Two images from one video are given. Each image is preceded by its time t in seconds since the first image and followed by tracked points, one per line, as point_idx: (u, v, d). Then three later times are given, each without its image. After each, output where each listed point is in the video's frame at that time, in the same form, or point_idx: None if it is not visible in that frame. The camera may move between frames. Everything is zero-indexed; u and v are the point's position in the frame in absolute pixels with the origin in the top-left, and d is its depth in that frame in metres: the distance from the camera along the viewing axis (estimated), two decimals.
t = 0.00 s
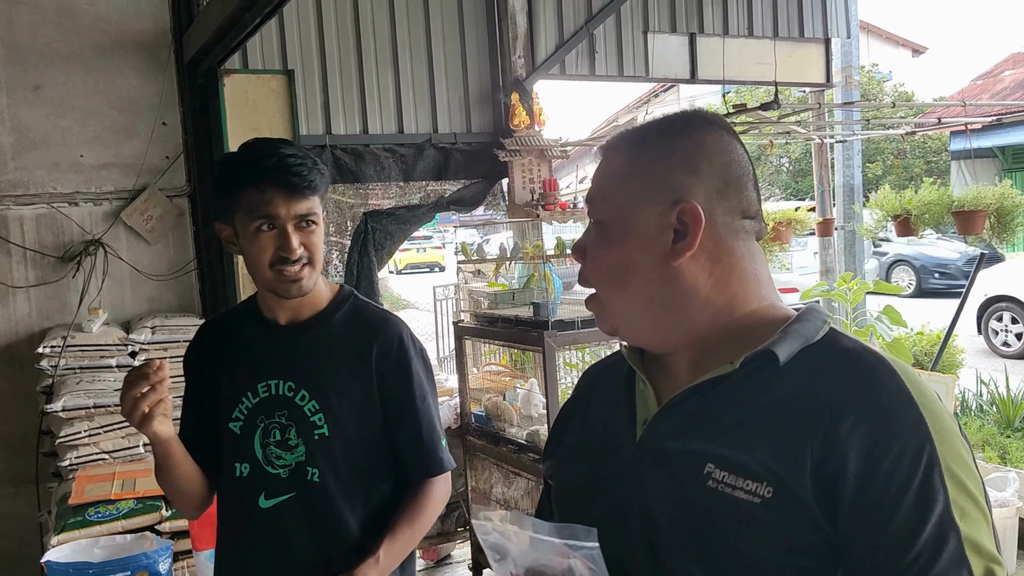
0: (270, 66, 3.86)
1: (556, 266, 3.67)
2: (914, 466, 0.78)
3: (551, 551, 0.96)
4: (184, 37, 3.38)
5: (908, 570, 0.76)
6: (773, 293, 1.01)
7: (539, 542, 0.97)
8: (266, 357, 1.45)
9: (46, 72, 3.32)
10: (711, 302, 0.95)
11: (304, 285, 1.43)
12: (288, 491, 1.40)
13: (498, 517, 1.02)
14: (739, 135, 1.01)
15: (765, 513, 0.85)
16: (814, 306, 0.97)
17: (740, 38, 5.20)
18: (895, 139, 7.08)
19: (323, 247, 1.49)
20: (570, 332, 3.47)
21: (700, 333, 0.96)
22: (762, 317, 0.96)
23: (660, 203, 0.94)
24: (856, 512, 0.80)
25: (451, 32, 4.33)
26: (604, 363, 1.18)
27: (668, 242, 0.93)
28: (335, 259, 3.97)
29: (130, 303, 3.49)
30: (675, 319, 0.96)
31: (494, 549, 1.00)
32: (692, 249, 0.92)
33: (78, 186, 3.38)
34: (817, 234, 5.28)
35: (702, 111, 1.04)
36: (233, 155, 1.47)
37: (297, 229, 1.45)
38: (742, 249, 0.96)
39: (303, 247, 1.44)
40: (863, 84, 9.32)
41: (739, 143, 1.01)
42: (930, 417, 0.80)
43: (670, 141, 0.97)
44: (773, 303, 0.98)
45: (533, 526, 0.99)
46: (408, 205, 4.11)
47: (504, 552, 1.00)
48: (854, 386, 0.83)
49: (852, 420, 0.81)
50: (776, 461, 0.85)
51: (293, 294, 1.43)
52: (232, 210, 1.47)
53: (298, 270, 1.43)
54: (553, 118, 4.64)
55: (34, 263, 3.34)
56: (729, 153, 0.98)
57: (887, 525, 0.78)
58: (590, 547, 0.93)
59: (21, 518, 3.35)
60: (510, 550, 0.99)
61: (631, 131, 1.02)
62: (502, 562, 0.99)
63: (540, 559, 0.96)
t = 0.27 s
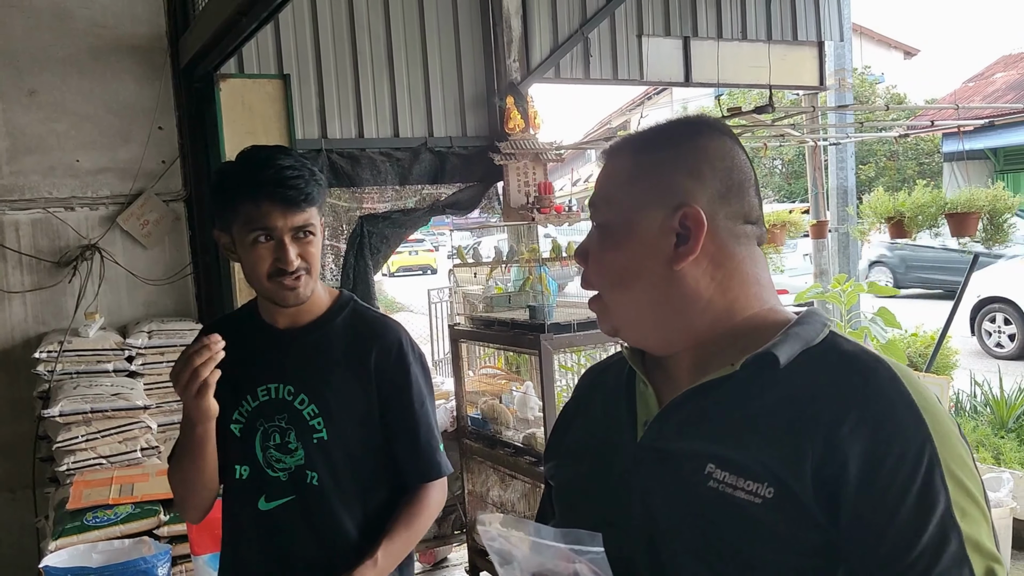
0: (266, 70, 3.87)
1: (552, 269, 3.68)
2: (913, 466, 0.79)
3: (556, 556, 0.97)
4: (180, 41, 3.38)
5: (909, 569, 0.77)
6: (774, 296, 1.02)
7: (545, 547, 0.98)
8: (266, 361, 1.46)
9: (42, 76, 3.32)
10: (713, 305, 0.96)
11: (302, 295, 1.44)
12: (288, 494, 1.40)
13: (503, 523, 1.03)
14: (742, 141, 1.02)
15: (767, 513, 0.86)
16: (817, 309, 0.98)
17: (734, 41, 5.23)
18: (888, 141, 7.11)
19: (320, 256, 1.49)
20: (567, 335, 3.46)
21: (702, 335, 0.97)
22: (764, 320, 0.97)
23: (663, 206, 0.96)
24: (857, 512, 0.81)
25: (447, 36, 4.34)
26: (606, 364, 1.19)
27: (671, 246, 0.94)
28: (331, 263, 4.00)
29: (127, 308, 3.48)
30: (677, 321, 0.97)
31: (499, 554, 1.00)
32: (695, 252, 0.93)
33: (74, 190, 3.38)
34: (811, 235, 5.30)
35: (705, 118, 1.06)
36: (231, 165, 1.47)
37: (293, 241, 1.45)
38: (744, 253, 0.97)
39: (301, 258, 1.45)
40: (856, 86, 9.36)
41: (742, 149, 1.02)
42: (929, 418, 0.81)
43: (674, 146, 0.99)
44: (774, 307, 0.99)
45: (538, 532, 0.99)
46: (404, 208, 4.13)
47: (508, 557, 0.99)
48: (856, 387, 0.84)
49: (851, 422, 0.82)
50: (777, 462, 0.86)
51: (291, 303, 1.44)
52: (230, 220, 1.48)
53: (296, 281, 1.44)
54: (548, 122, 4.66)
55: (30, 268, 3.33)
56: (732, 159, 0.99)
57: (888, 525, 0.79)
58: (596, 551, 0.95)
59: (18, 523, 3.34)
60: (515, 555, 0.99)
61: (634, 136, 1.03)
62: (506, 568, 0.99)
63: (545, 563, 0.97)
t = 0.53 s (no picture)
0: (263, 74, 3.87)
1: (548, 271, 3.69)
2: (918, 466, 0.80)
3: (570, 558, 0.97)
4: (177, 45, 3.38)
5: (915, 568, 0.78)
6: (775, 299, 1.03)
7: (558, 549, 0.98)
8: (270, 363, 1.46)
9: (39, 80, 3.31)
10: (716, 307, 0.97)
11: (307, 294, 1.44)
12: (290, 497, 1.41)
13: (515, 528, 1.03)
14: (743, 145, 1.03)
15: (772, 514, 0.86)
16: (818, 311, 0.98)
17: (729, 44, 5.25)
18: (883, 144, 7.14)
19: (323, 258, 1.50)
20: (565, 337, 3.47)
21: (704, 337, 0.98)
22: (766, 322, 0.98)
23: (665, 209, 0.96)
24: (863, 512, 0.81)
25: (443, 39, 4.34)
26: (608, 365, 1.20)
27: (674, 248, 0.95)
28: (328, 266, 4.00)
29: (124, 311, 3.48)
30: (679, 324, 0.98)
31: (510, 557, 0.99)
32: (698, 255, 0.94)
33: (71, 194, 3.37)
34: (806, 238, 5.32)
35: (706, 122, 1.07)
36: (232, 169, 1.48)
37: (298, 242, 1.46)
38: (746, 256, 0.98)
39: (305, 258, 1.45)
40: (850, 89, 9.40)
41: (742, 153, 1.03)
42: (934, 419, 0.82)
43: (675, 150, 1.00)
44: (775, 309, 1.00)
45: (551, 535, 1.00)
46: (401, 211, 4.14)
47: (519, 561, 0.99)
48: (860, 389, 0.84)
49: (856, 423, 0.83)
50: (782, 463, 0.86)
51: (297, 303, 1.44)
52: (233, 223, 1.49)
53: (300, 281, 1.43)
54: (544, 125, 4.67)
55: (27, 271, 3.33)
56: (733, 163, 1.00)
57: (895, 525, 0.79)
58: (609, 554, 0.96)
59: (14, 528, 3.33)
60: (527, 557, 0.98)
61: (636, 140, 1.04)
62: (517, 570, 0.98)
63: (557, 566, 0.97)
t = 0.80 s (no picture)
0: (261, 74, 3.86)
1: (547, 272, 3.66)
2: (926, 463, 0.80)
3: (583, 557, 0.96)
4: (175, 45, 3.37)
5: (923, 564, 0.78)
6: (781, 296, 1.03)
7: (571, 549, 0.97)
8: (271, 363, 1.46)
9: (36, 80, 3.31)
10: (722, 304, 0.97)
11: (310, 294, 1.44)
12: (290, 496, 1.40)
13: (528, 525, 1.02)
14: (749, 142, 1.03)
15: (780, 510, 0.86)
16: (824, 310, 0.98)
17: (727, 45, 5.25)
18: (880, 145, 7.15)
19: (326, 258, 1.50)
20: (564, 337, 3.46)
21: (710, 334, 0.98)
22: (771, 319, 0.98)
23: (673, 206, 0.96)
24: (871, 509, 0.82)
25: (441, 39, 4.34)
26: (612, 364, 1.19)
27: (681, 245, 0.95)
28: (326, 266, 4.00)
29: (121, 311, 3.47)
30: (685, 320, 0.98)
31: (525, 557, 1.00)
32: (704, 252, 0.94)
33: (69, 194, 3.36)
34: (804, 239, 5.33)
35: (713, 118, 1.06)
36: (239, 165, 1.47)
37: (302, 241, 1.45)
38: (752, 253, 0.98)
39: (309, 258, 1.45)
40: (847, 91, 9.42)
41: (749, 150, 1.03)
42: (940, 416, 0.82)
43: (682, 146, 0.99)
44: (781, 306, 1.00)
45: (565, 533, 0.99)
46: (399, 211, 4.14)
47: (534, 560, 0.99)
48: (868, 386, 0.84)
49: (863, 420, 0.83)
50: (790, 461, 0.86)
51: (300, 303, 1.44)
52: (240, 219, 1.48)
53: (305, 281, 1.44)
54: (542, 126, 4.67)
55: (24, 272, 3.32)
56: (740, 159, 1.00)
57: (902, 521, 0.80)
58: (623, 552, 0.94)
59: (11, 529, 3.32)
60: (541, 556, 0.99)
61: (642, 136, 1.04)
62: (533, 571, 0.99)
63: (571, 566, 0.97)
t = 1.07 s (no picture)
0: (262, 74, 3.86)
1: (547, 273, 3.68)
2: (934, 462, 0.79)
3: (593, 555, 0.96)
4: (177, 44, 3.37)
5: (929, 564, 0.78)
6: (787, 297, 1.03)
7: (581, 547, 0.97)
8: (274, 361, 1.46)
9: (37, 79, 3.31)
10: (729, 303, 0.97)
11: (311, 293, 1.44)
12: (291, 495, 1.40)
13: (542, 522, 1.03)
14: (756, 144, 1.03)
15: (788, 509, 0.86)
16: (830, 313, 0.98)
17: (728, 47, 5.26)
18: (880, 147, 7.14)
19: (328, 257, 1.49)
20: (564, 338, 3.46)
21: (716, 333, 0.98)
22: (778, 319, 0.98)
23: (681, 205, 0.96)
24: (878, 508, 0.81)
25: (442, 41, 4.34)
26: (618, 363, 1.19)
27: (689, 244, 0.95)
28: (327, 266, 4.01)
29: (122, 310, 3.47)
30: (691, 319, 0.98)
31: (537, 555, 1.01)
32: (713, 251, 0.94)
33: (70, 193, 3.37)
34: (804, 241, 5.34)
35: (720, 119, 1.06)
36: (241, 165, 1.48)
37: (305, 240, 1.45)
38: (759, 252, 0.98)
39: (312, 258, 1.45)
40: (848, 93, 9.42)
41: (756, 151, 1.03)
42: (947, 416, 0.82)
43: (690, 146, 0.99)
44: (787, 306, 1.00)
45: (576, 531, 0.99)
46: (400, 212, 4.14)
47: (546, 558, 1.00)
48: (875, 385, 0.84)
49: (871, 419, 0.83)
50: (797, 460, 0.86)
51: (301, 302, 1.44)
52: (241, 219, 1.48)
53: (307, 279, 1.43)
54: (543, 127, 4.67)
55: (25, 271, 3.32)
56: (748, 160, 1.00)
57: (910, 521, 0.79)
58: (634, 550, 0.93)
59: (11, 527, 3.32)
60: (553, 554, 0.99)
61: (650, 136, 1.04)
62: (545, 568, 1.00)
63: (581, 563, 0.97)
